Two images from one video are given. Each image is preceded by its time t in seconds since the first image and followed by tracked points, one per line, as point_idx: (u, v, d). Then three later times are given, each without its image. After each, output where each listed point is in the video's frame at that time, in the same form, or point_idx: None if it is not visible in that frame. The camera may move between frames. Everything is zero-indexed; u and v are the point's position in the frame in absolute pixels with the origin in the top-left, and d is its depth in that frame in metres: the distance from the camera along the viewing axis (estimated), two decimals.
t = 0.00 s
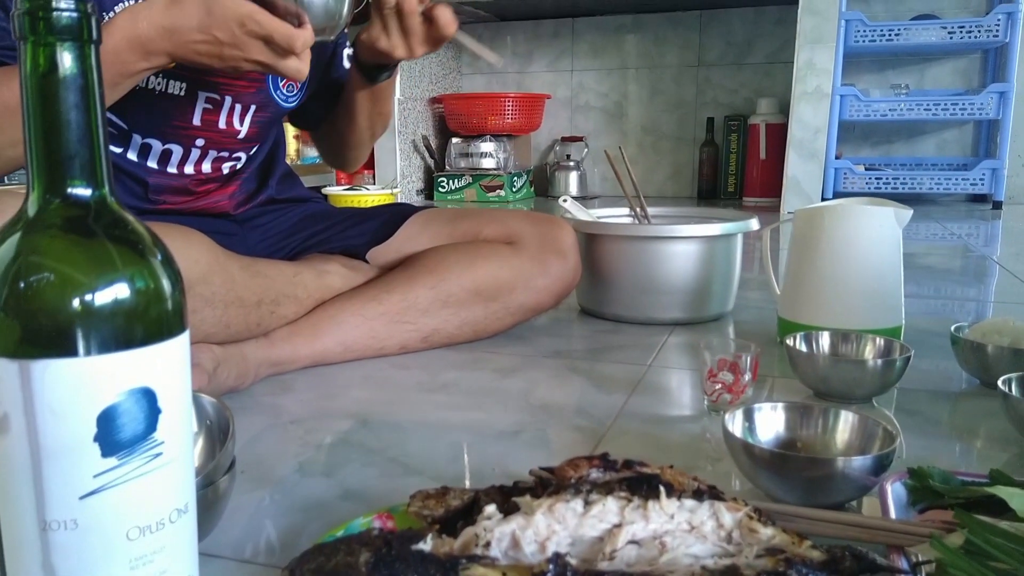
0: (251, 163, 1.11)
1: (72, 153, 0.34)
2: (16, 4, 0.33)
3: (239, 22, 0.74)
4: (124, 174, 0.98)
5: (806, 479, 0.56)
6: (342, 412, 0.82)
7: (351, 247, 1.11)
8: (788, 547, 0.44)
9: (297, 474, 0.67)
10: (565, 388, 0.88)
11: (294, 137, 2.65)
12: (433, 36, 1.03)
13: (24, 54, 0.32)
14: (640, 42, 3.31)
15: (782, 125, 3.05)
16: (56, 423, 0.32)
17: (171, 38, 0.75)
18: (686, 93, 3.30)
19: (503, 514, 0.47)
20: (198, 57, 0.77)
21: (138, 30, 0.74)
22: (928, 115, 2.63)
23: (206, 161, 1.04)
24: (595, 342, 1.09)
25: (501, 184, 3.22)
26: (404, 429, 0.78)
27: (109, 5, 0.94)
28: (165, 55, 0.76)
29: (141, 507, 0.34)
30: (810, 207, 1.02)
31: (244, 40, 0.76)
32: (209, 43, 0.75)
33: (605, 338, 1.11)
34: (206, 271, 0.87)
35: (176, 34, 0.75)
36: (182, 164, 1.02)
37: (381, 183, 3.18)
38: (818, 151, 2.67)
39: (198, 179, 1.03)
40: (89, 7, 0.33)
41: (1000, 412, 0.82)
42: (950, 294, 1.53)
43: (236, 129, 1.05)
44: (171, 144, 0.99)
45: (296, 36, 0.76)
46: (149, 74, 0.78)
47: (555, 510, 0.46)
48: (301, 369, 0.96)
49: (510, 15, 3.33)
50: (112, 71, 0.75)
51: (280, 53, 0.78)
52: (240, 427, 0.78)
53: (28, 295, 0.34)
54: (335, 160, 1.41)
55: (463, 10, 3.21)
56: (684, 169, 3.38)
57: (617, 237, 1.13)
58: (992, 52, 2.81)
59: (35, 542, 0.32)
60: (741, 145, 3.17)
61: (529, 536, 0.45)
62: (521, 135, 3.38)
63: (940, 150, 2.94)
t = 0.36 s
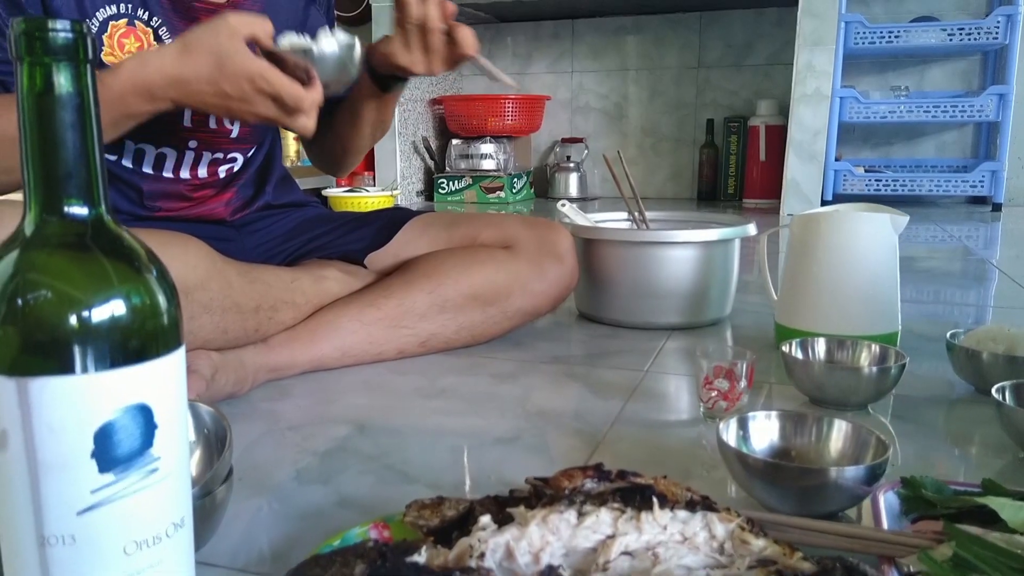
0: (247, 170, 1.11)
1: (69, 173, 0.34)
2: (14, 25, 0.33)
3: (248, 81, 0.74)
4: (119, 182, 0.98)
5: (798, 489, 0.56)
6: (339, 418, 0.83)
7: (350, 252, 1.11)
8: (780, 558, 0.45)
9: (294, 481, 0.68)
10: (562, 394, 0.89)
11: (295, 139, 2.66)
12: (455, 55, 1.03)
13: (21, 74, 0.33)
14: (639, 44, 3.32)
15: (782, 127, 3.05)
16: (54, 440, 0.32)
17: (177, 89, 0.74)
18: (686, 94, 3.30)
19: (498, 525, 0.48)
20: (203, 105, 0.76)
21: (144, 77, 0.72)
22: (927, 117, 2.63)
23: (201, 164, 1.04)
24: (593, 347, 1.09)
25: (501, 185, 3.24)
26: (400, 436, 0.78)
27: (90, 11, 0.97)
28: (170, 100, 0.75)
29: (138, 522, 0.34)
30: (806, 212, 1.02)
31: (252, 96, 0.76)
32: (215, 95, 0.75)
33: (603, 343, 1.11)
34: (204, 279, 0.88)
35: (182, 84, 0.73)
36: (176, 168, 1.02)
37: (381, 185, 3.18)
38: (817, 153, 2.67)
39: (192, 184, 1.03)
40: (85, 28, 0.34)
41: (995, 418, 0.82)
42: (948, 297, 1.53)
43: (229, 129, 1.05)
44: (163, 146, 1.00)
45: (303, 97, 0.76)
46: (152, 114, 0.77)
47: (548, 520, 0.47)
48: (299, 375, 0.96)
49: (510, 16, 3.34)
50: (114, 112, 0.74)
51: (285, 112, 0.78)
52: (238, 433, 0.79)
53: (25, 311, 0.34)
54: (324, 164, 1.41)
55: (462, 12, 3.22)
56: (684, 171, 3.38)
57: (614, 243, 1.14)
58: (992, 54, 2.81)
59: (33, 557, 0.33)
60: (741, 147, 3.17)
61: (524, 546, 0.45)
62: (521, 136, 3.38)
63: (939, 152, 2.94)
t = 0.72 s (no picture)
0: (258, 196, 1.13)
1: (102, 259, 0.36)
2: (47, 113, 0.35)
3: (329, 254, 0.68)
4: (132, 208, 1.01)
5: (801, 533, 0.58)
6: (351, 450, 0.84)
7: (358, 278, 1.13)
8: None
9: (309, 519, 0.69)
10: (569, 424, 0.90)
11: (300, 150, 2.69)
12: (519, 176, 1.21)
13: (55, 157, 0.34)
14: (643, 53, 3.33)
15: (785, 136, 3.07)
16: (91, 517, 0.34)
17: (257, 229, 0.67)
18: (689, 103, 3.32)
19: None
20: (267, 250, 0.69)
21: (229, 204, 0.65)
22: (929, 127, 2.65)
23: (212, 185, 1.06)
24: (598, 373, 1.10)
25: (505, 195, 3.28)
26: (411, 470, 0.79)
27: (112, 21, 0.91)
28: (237, 229, 0.67)
29: None
30: (807, 241, 1.04)
31: (322, 265, 0.70)
32: (282, 248, 0.68)
33: (607, 368, 1.12)
34: (218, 311, 0.89)
35: (263, 227, 0.66)
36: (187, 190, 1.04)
37: (386, 194, 3.21)
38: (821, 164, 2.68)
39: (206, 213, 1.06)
40: (117, 117, 0.36)
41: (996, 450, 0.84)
42: (948, 315, 1.55)
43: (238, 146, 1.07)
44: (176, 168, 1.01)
45: (371, 284, 0.71)
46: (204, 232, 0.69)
47: (560, 571, 0.48)
48: (310, 403, 0.98)
49: (514, 26, 3.35)
50: (175, 218, 0.66)
51: (336, 279, 0.72)
52: (252, 467, 0.80)
53: (63, 390, 0.36)
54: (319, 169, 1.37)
55: (467, 21, 3.23)
56: (687, 179, 3.40)
57: (619, 268, 1.15)
58: (994, 64, 2.82)
59: None
60: (744, 156, 3.18)
61: None
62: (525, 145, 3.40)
63: (942, 161, 2.95)
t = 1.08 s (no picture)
0: (286, 245, 1.17)
1: (184, 407, 0.39)
2: (137, 279, 0.38)
3: (376, 418, 0.77)
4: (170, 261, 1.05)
5: None
6: (379, 508, 0.88)
7: (381, 327, 1.17)
8: None
9: None
10: (587, 479, 0.94)
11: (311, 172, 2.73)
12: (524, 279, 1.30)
13: (146, 320, 0.38)
14: (649, 72, 3.36)
15: (790, 156, 3.10)
16: None
17: (318, 377, 0.76)
18: (695, 122, 3.35)
19: None
20: (326, 405, 0.78)
21: (302, 348, 0.76)
22: (933, 150, 2.68)
23: (246, 237, 1.09)
24: (613, 420, 1.14)
25: (513, 213, 3.32)
26: (437, 531, 0.83)
27: (152, 87, 0.95)
28: (301, 374, 0.77)
29: None
30: (815, 294, 1.07)
31: (369, 427, 0.78)
32: (338, 401, 0.77)
33: (622, 414, 1.16)
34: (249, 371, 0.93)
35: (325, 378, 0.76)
36: (223, 243, 1.08)
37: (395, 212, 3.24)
38: (826, 187, 2.70)
39: (238, 268, 1.09)
40: (202, 279, 0.39)
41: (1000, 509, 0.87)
42: (951, 349, 1.58)
43: (270, 198, 1.08)
44: (214, 223, 1.05)
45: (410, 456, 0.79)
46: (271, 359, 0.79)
47: None
48: (335, 455, 1.01)
49: (521, 45, 3.39)
50: (255, 347, 0.77)
51: (381, 454, 0.81)
52: (284, 526, 0.84)
53: (151, 521, 0.39)
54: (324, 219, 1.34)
55: (475, 41, 3.27)
56: (693, 197, 3.44)
57: (634, 317, 1.18)
58: (998, 86, 2.85)
59: None
60: (749, 175, 3.22)
61: None
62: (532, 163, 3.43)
63: (945, 182, 2.98)
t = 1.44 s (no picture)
0: (316, 277, 1.19)
1: (255, 484, 0.43)
2: (216, 366, 0.43)
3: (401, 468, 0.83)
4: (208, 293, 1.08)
5: None
6: (408, 540, 0.91)
7: (405, 356, 1.22)
8: None
9: None
10: (609, 513, 0.97)
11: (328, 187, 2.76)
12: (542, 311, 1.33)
13: (222, 407, 0.42)
14: (662, 84, 3.39)
15: (802, 169, 3.12)
16: None
17: (350, 427, 0.81)
18: (707, 134, 3.37)
19: None
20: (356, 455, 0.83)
21: (335, 394, 0.81)
22: (945, 164, 2.70)
23: (281, 270, 1.11)
24: (632, 449, 1.17)
25: (525, 224, 3.35)
26: (466, 565, 0.86)
27: (193, 130, 0.98)
28: (334, 422, 0.82)
29: None
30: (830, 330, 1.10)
31: (396, 477, 0.84)
32: (366, 450, 0.82)
33: (640, 443, 1.19)
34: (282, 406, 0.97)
35: (357, 427, 0.81)
36: (259, 276, 1.10)
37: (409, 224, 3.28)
38: (838, 201, 2.72)
39: (272, 301, 1.12)
40: (273, 371, 0.43)
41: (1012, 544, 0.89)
42: (963, 371, 1.60)
43: (303, 233, 1.10)
44: (251, 257, 1.07)
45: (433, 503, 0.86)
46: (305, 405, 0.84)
47: None
48: (363, 486, 1.05)
49: (534, 58, 3.42)
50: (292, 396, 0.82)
51: (404, 501, 0.87)
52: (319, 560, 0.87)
53: None
54: (350, 247, 1.38)
55: (489, 55, 3.31)
56: (704, 209, 3.46)
57: (651, 347, 1.21)
58: (1009, 100, 2.86)
59: None
60: (761, 187, 3.24)
61: None
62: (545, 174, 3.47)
63: (956, 195, 3.00)
